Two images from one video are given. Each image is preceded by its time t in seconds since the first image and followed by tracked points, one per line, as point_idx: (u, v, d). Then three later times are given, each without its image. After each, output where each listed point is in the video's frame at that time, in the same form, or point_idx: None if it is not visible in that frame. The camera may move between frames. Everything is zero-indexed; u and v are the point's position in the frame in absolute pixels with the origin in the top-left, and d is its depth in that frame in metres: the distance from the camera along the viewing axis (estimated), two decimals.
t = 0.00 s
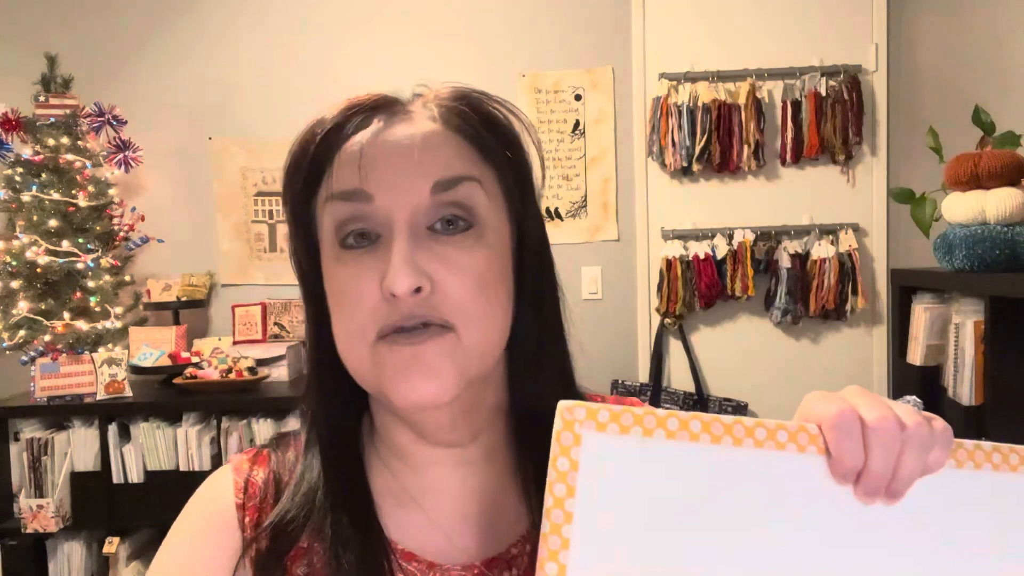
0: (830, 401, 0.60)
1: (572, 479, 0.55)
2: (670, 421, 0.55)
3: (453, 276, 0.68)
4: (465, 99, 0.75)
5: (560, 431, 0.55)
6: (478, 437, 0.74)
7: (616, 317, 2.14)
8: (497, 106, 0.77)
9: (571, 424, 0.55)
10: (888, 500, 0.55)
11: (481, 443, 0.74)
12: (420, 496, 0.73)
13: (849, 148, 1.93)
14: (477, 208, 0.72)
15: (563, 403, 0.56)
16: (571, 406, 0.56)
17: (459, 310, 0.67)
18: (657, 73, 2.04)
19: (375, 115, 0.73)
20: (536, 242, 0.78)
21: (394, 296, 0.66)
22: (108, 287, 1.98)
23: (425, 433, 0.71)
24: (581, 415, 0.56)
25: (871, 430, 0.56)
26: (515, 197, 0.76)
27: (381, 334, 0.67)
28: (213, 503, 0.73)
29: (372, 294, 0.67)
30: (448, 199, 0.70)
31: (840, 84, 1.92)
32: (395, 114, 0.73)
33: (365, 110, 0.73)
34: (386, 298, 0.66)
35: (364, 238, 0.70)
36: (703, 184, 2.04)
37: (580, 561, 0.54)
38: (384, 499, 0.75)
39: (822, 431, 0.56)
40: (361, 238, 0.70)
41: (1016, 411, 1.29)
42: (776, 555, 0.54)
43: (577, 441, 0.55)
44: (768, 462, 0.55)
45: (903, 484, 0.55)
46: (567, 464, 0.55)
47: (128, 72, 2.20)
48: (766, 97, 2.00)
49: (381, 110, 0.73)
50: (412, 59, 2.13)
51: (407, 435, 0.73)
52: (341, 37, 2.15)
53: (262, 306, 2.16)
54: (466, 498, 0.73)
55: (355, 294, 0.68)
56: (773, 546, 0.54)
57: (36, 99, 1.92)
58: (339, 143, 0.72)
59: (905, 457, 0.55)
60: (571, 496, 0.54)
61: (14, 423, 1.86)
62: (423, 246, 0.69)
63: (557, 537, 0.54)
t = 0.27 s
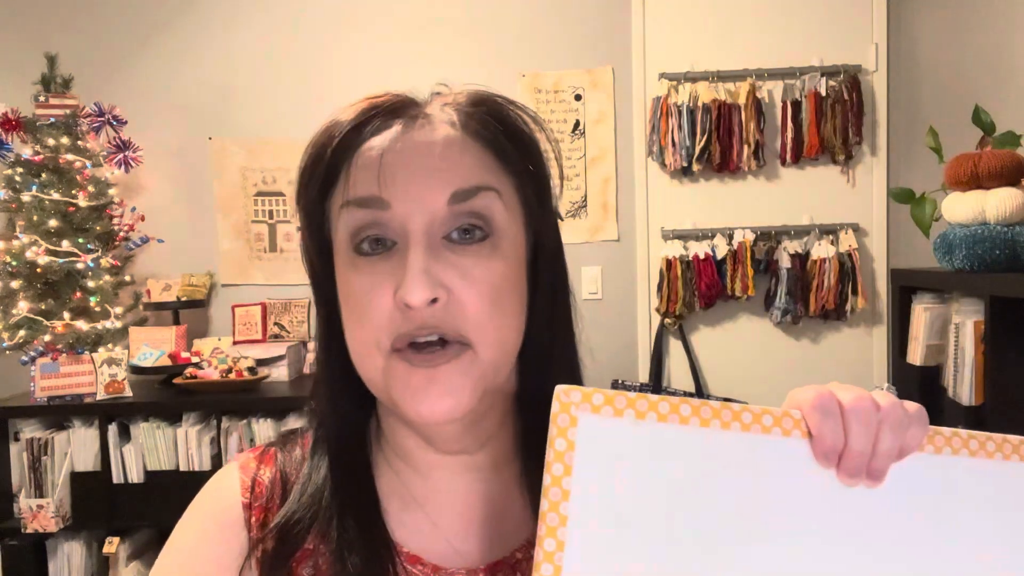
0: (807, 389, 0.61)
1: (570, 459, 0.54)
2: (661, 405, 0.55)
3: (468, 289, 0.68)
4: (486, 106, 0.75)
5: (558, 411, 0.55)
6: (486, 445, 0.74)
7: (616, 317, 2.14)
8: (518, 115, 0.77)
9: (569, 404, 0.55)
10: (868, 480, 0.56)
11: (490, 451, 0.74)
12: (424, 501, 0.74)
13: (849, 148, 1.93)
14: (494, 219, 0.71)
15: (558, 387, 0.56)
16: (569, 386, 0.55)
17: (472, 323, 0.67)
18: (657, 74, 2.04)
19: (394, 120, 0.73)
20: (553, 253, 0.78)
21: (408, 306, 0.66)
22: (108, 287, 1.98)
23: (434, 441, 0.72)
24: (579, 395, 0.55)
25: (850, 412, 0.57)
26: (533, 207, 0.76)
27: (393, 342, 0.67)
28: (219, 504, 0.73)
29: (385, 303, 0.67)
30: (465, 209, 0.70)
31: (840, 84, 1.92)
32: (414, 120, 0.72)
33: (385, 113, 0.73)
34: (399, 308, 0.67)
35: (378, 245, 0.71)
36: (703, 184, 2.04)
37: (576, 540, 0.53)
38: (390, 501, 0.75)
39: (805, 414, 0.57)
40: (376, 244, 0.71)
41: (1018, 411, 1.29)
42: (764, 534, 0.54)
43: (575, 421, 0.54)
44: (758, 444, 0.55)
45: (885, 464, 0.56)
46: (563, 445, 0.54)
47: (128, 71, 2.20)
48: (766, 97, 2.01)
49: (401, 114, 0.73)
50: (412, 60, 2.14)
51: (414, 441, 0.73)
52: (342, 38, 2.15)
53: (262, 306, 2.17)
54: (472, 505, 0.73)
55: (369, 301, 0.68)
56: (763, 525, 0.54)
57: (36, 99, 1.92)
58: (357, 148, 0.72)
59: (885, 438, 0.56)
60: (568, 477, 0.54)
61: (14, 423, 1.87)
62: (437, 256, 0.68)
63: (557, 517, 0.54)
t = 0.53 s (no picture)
0: (838, 387, 0.61)
1: (604, 450, 0.56)
2: (695, 398, 0.56)
3: (480, 287, 0.68)
4: (500, 106, 0.75)
5: (593, 403, 0.56)
6: (494, 447, 0.74)
7: (615, 318, 2.15)
8: (531, 114, 0.77)
9: (604, 396, 0.56)
10: (895, 477, 0.56)
11: (497, 452, 0.75)
12: (431, 502, 0.74)
13: (849, 148, 1.93)
14: (507, 218, 0.72)
15: (593, 377, 0.57)
16: (605, 378, 0.57)
17: (484, 322, 0.68)
18: (657, 74, 2.04)
19: (410, 117, 0.73)
20: (563, 253, 0.78)
21: (420, 305, 0.66)
22: (108, 287, 1.98)
23: (441, 442, 0.72)
24: (614, 387, 0.56)
25: (881, 410, 0.57)
26: (545, 206, 0.76)
27: (406, 340, 0.68)
28: (226, 503, 0.74)
29: (398, 301, 0.68)
30: (479, 207, 0.71)
31: (839, 85, 1.92)
32: (430, 118, 0.73)
33: (401, 111, 0.73)
34: (412, 306, 0.67)
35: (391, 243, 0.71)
36: (704, 184, 2.04)
37: (608, 529, 0.55)
38: (397, 502, 0.76)
39: (835, 410, 0.57)
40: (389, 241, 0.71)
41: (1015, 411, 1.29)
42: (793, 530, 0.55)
43: (609, 413, 0.56)
44: (790, 438, 0.56)
45: (912, 462, 0.56)
46: (598, 435, 0.56)
47: (128, 71, 2.20)
48: (766, 97, 2.01)
49: (415, 112, 0.73)
50: (412, 60, 2.14)
51: (422, 441, 0.74)
52: (343, 38, 2.16)
53: (262, 306, 2.19)
54: (479, 506, 0.74)
55: (382, 299, 0.69)
56: (792, 520, 0.55)
57: (36, 99, 1.93)
58: (372, 145, 0.72)
59: (914, 436, 0.56)
60: (602, 467, 0.56)
61: (14, 423, 1.87)
62: (450, 254, 0.69)
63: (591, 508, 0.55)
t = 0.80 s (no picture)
0: (881, 392, 0.63)
1: (651, 452, 0.58)
2: (742, 401, 0.58)
3: (482, 289, 0.68)
4: (503, 105, 0.75)
5: (640, 405, 0.59)
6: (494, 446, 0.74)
7: (615, 318, 2.15)
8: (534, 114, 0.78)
9: (651, 399, 0.59)
10: (935, 483, 0.58)
11: (498, 451, 0.74)
12: (430, 501, 0.74)
13: (849, 148, 1.93)
14: (510, 217, 0.72)
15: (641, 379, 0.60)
16: (653, 381, 0.59)
17: (486, 322, 0.68)
18: (657, 73, 2.04)
19: (414, 116, 0.73)
20: (566, 254, 0.78)
21: (423, 304, 0.66)
22: (108, 287, 1.98)
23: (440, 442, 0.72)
24: (662, 390, 0.59)
25: (925, 417, 0.59)
26: (547, 204, 0.76)
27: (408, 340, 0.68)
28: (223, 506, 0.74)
29: (401, 300, 0.68)
30: (483, 207, 0.71)
31: (839, 84, 1.92)
32: (435, 117, 0.73)
33: (404, 109, 0.73)
34: (414, 306, 0.67)
35: (393, 242, 0.71)
36: (703, 184, 2.04)
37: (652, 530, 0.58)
38: (398, 501, 0.76)
39: (879, 415, 0.59)
40: (392, 241, 0.71)
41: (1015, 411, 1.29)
42: (833, 532, 0.57)
43: (656, 416, 0.58)
44: (835, 442, 0.58)
45: (952, 468, 0.58)
46: (646, 438, 0.58)
47: (128, 72, 2.21)
48: (766, 97, 2.01)
49: (418, 111, 0.73)
50: (412, 60, 2.14)
51: (417, 442, 0.74)
52: (343, 37, 2.16)
53: (262, 306, 2.19)
54: (479, 505, 0.74)
55: (384, 297, 0.68)
56: (832, 524, 0.57)
57: (36, 99, 1.93)
58: (374, 143, 0.72)
59: (955, 444, 0.59)
60: (648, 470, 0.58)
61: (14, 423, 1.87)
62: (453, 255, 0.69)
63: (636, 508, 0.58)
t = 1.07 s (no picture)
0: (882, 407, 0.63)
1: (647, 471, 0.59)
2: (738, 418, 0.58)
3: (476, 300, 0.68)
4: (500, 113, 0.74)
5: (636, 423, 0.59)
6: (494, 447, 0.73)
7: (616, 318, 2.15)
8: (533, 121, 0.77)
9: (646, 417, 0.59)
10: (934, 499, 0.58)
11: (496, 453, 0.74)
12: (428, 503, 0.74)
13: (849, 149, 1.93)
14: (504, 228, 0.72)
15: (637, 398, 0.60)
16: (648, 399, 0.60)
17: (479, 338, 0.67)
18: (657, 73, 2.04)
19: (408, 124, 0.73)
20: (564, 259, 0.78)
21: (415, 321, 0.66)
22: (108, 287, 1.98)
23: (437, 447, 0.72)
24: (657, 408, 0.59)
25: (926, 432, 0.59)
26: (543, 212, 0.76)
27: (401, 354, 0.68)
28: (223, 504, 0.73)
29: (393, 315, 0.68)
30: (476, 219, 0.70)
31: (840, 84, 1.92)
32: (429, 126, 0.72)
33: (399, 117, 0.73)
34: (406, 321, 0.67)
35: (387, 254, 0.71)
36: (703, 184, 2.04)
37: (649, 549, 0.58)
38: (396, 504, 0.76)
39: (877, 431, 0.59)
40: (386, 253, 0.71)
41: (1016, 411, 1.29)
42: (828, 551, 0.57)
43: (652, 434, 0.59)
44: (831, 459, 0.58)
45: (951, 484, 0.58)
46: (641, 457, 0.59)
47: (129, 71, 2.20)
48: (766, 97, 2.01)
49: (413, 119, 0.73)
50: (413, 59, 2.14)
51: (415, 444, 0.73)
52: (343, 37, 2.15)
53: (262, 306, 2.19)
54: (477, 508, 0.74)
55: (377, 311, 0.68)
56: (830, 539, 0.57)
57: (36, 99, 1.93)
58: (368, 153, 0.71)
59: (955, 459, 0.58)
60: (644, 489, 0.58)
61: (14, 423, 1.87)
62: (445, 271, 0.69)
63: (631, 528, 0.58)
